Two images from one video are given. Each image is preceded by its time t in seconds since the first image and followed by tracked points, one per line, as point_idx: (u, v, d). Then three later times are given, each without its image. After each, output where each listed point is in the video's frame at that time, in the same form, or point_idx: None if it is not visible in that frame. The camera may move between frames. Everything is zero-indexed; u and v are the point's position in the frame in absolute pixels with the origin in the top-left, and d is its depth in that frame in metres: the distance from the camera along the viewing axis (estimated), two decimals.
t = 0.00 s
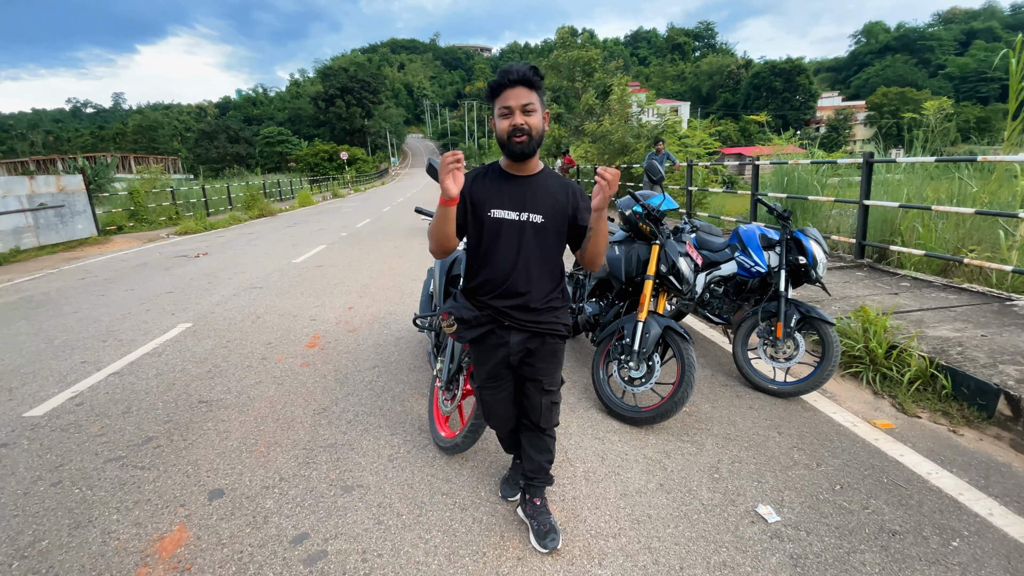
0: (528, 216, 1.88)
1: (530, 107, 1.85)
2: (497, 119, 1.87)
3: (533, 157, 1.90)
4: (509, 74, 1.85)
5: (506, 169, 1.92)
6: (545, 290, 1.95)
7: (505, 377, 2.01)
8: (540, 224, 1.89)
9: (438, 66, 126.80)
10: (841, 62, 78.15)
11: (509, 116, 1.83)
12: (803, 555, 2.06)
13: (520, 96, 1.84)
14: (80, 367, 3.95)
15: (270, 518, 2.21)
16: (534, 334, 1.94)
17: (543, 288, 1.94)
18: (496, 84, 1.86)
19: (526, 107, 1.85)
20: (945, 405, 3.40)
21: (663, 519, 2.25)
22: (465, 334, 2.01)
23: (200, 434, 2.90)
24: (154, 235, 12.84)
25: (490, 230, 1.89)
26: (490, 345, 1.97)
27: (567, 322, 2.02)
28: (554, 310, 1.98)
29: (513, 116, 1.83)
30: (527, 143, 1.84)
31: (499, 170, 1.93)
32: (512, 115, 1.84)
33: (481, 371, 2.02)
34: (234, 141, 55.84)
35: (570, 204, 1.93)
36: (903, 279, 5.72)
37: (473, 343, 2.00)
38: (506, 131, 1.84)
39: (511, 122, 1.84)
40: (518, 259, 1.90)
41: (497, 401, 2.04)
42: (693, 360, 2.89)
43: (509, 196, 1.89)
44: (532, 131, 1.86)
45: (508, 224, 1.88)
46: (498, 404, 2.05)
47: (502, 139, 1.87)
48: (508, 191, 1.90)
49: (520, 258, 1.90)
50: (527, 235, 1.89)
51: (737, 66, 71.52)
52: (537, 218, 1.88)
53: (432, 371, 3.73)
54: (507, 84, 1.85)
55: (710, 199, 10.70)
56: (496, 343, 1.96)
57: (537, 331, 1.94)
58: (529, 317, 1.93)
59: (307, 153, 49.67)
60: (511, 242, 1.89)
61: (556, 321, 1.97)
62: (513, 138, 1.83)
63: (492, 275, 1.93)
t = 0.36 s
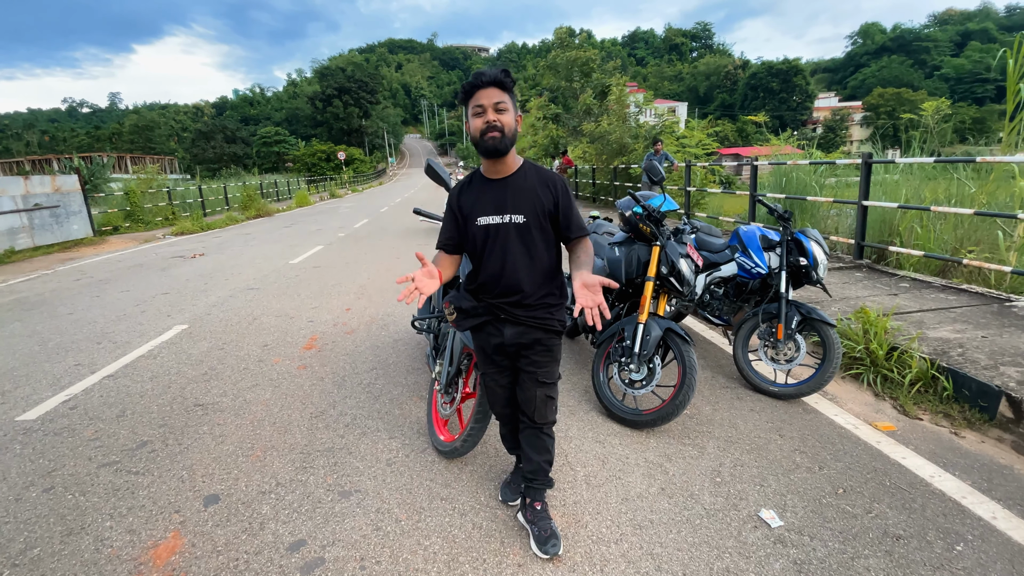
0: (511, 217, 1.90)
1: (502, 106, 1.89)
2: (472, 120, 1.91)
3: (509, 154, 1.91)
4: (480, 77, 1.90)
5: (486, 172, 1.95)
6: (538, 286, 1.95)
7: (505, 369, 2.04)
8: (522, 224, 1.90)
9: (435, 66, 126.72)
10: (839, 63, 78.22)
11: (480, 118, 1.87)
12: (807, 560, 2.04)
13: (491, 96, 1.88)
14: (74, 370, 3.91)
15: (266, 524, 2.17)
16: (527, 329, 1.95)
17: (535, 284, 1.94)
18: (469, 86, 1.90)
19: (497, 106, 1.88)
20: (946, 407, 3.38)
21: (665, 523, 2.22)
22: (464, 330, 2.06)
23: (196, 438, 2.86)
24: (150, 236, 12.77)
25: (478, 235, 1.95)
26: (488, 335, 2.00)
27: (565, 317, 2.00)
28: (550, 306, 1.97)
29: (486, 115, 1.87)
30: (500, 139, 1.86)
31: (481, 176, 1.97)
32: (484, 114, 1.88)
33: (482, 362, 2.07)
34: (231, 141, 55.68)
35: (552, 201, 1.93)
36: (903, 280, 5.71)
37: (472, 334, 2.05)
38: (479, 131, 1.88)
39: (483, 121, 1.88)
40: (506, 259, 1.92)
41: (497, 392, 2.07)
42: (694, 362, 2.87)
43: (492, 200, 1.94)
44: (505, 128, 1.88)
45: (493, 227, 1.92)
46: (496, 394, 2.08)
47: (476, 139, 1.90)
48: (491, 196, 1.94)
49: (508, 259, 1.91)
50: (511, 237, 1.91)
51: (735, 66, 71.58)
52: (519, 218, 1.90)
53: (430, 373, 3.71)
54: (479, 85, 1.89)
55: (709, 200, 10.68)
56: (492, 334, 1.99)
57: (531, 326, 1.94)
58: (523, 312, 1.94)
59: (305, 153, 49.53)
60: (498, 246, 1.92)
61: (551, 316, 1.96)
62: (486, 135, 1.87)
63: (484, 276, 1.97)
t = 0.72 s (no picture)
0: (505, 219, 1.86)
1: (492, 111, 1.87)
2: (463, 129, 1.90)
3: (503, 157, 1.90)
4: (467, 83, 1.88)
5: (480, 176, 1.93)
6: (532, 289, 1.92)
7: (503, 370, 2.02)
8: (516, 225, 1.86)
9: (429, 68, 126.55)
10: (830, 67, 78.77)
11: (470, 124, 1.87)
12: (809, 571, 2.00)
13: (482, 102, 1.87)
14: (59, 375, 3.82)
15: (256, 537, 2.11)
16: (521, 332, 1.91)
17: (529, 286, 1.91)
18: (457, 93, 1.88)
19: (489, 111, 1.87)
20: (944, 412, 3.37)
21: (665, 534, 2.18)
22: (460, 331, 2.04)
23: (184, 447, 2.80)
24: (141, 238, 12.63)
25: (472, 236, 1.92)
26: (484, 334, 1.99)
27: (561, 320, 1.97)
28: (545, 309, 1.93)
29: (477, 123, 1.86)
30: (493, 145, 1.85)
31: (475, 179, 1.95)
32: (476, 120, 1.87)
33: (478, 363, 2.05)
34: (223, 142, 55.35)
35: (547, 202, 1.88)
36: (897, 284, 5.72)
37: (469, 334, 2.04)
38: (470, 138, 1.88)
39: (475, 128, 1.87)
40: (500, 260, 1.88)
41: (495, 393, 2.06)
42: (693, 369, 2.84)
43: (486, 202, 1.90)
44: (497, 133, 1.88)
45: (488, 229, 1.88)
46: (494, 396, 2.07)
47: (468, 145, 1.89)
48: (486, 198, 1.91)
49: (502, 261, 1.88)
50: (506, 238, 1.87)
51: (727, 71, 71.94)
52: (513, 219, 1.86)
53: (424, 379, 3.65)
54: (470, 91, 1.88)
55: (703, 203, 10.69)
56: (488, 334, 1.97)
57: (526, 329, 1.91)
58: (517, 315, 1.92)
59: (298, 154, 49.29)
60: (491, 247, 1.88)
61: (547, 320, 1.93)
62: (478, 142, 1.85)
63: (478, 278, 1.94)
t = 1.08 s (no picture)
0: (501, 239, 1.78)
1: (488, 129, 1.77)
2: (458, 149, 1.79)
3: (503, 176, 1.79)
4: (459, 97, 1.76)
5: (479, 197, 1.84)
6: (531, 308, 1.82)
7: (500, 386, 1.97)
8: (512, 247, 1.77)
9: (414, 70, 126.22)
10: (810, 75, 80.11)
11: (465, 147, 1.76)
12: None
13: (477, 120, 1.76)
14: (26, 385, 3.67)
15: (232, 557, 2.02)
16: (519, 353, 1.84)
17: (528, 308, 1.82)
18: (449, 108, 1.77)
19: (484, 129, 1.76)
20: (931, 417, 3.36)
21: (658, 548, 2.13)
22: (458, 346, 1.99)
23: (156, 461, 2.69)
24: (117, 239, 12.34)
25: (469, 255, 1.85)
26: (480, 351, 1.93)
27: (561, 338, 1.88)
28: (545, 328, 1.84)
29: (472, 143, 1.76)
30: (491, 167, 1.75)
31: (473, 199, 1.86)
32: (471, 140, 1.77)
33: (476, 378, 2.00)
34: (204, 142, 54.58)
35: (546, 221, 1.76)
36: (881, 288, 5.76)
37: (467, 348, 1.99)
38: (466, 160, 1.77)
39: (470, 148, 1.77)
40: (495, 281, 1.81)
41: (492, 410, 2.01)
42: (684, 375, 2.81)
43: (482, 221, 1.82)
44: (495, 154, 1.77)
45: (483, 249, 1.81)
46: (490, 412, 2.01)
47: (464, 167, 1.79)
48: (483, 216, 1.83)
49: (497, 283, 1.81)
50: (502, 260, 1.79)
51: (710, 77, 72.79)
52: (509, 241, 1.77)
53: (409, 387, 3.56)
54: (462, 109, 1.77)
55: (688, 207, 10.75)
56: (484, 350, 1.91)
57: (523, 349, 1.83)
58: (515, 333, 1.83)
59: (281, 155, 48.77)
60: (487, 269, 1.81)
61: (546, 339, 1.84)
62: (474, 164, 1.76)
63: (475, 297, 1.88)
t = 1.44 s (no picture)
0: (515, 246, 1.67)
1: (517, 111, 1.65)
2: (478, 122, 1.67)
3: (522, 167, 1.67)
4: (494, 68, 1.65)
5: (494, 185, 1.70)
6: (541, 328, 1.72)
7: (501, 413, 1.87)
8: (527, 256, 1.66)
9: (398, 70, 125.54)
10: (790, 80, 81.36)
11: (491, 123, 1.64)
12: None
13: (507, 98, 1.64)
14: None
15: None
16: (528, 378, 1.74)
17: (539, 328, 1.71)
18: (480, 78, 1.65)
19: (513, 111, 1.65)
20: (917, 421, 3.37)
21: (650, 561, 2.08)
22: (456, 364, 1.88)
23: (126, 478, 2.59)
24: (91, 242, 12.05)
25: (476, 261, 1.73)
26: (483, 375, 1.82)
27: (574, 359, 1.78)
28: (556, 348, 1.74)
29: (496, 121, 1.63)
30: (511, 153, 1.62)
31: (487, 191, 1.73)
32: (497, 118, 1.64)
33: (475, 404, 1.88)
34: (182, 142, 53.67)
35: (565, 229, 1.67)
36: (863, 291, 5.81)
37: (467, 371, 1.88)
38: (486, 138, 1.64)
39: (494, 127, 1.64)
40: (504, 293, 1.70)
41: (491, 438, 1.92)
42: (674, 382, 2.77)
43: (495, 223, 1.71)
44: (519, 140, 1.64)
45: (492, 256, 1.70)
46: (490, 440, 1.92)
47: (481, 146, 1.66)
48: (495, 218, 1.71)
49: (507, 295, 1.70)
50: (513, 270, 1.68)
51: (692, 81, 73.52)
52: (524, 248, 1.66)
53: (393, 394, 3.49)
54: (495, 81, 1.65)
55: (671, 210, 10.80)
56: (488, 374, 1.81)
57: (532, 373, 1.74)
58: (523, 356, 1.74)
59: (261, 156, 48.12)
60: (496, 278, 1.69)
61: (558, 362, 1.74)
62: (493, 146, 1.63)
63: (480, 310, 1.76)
